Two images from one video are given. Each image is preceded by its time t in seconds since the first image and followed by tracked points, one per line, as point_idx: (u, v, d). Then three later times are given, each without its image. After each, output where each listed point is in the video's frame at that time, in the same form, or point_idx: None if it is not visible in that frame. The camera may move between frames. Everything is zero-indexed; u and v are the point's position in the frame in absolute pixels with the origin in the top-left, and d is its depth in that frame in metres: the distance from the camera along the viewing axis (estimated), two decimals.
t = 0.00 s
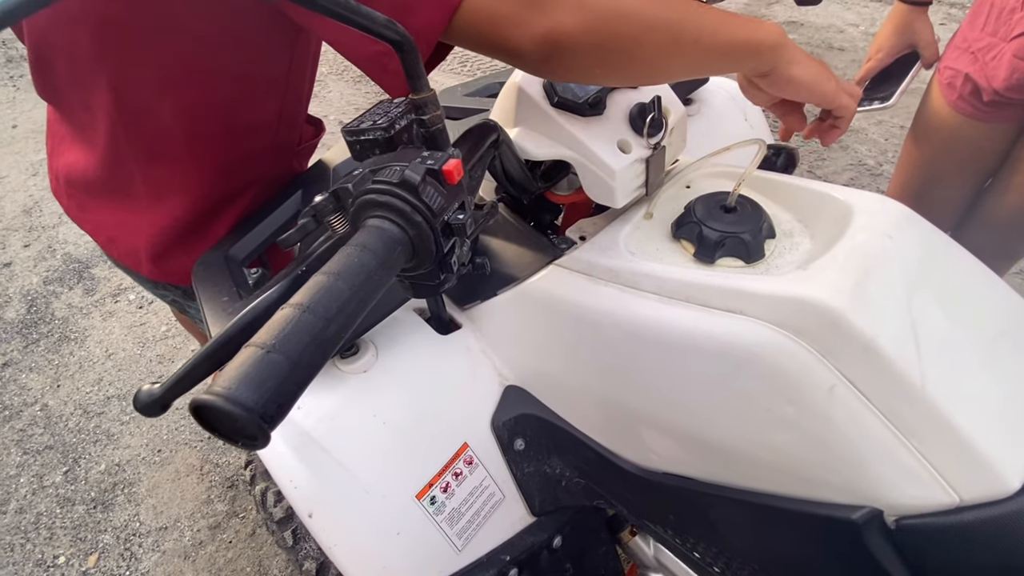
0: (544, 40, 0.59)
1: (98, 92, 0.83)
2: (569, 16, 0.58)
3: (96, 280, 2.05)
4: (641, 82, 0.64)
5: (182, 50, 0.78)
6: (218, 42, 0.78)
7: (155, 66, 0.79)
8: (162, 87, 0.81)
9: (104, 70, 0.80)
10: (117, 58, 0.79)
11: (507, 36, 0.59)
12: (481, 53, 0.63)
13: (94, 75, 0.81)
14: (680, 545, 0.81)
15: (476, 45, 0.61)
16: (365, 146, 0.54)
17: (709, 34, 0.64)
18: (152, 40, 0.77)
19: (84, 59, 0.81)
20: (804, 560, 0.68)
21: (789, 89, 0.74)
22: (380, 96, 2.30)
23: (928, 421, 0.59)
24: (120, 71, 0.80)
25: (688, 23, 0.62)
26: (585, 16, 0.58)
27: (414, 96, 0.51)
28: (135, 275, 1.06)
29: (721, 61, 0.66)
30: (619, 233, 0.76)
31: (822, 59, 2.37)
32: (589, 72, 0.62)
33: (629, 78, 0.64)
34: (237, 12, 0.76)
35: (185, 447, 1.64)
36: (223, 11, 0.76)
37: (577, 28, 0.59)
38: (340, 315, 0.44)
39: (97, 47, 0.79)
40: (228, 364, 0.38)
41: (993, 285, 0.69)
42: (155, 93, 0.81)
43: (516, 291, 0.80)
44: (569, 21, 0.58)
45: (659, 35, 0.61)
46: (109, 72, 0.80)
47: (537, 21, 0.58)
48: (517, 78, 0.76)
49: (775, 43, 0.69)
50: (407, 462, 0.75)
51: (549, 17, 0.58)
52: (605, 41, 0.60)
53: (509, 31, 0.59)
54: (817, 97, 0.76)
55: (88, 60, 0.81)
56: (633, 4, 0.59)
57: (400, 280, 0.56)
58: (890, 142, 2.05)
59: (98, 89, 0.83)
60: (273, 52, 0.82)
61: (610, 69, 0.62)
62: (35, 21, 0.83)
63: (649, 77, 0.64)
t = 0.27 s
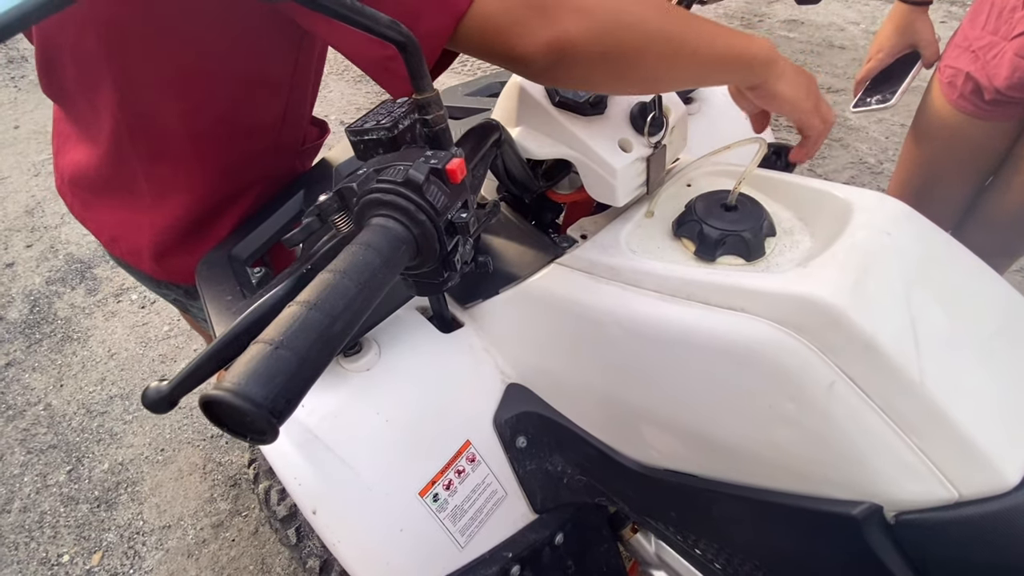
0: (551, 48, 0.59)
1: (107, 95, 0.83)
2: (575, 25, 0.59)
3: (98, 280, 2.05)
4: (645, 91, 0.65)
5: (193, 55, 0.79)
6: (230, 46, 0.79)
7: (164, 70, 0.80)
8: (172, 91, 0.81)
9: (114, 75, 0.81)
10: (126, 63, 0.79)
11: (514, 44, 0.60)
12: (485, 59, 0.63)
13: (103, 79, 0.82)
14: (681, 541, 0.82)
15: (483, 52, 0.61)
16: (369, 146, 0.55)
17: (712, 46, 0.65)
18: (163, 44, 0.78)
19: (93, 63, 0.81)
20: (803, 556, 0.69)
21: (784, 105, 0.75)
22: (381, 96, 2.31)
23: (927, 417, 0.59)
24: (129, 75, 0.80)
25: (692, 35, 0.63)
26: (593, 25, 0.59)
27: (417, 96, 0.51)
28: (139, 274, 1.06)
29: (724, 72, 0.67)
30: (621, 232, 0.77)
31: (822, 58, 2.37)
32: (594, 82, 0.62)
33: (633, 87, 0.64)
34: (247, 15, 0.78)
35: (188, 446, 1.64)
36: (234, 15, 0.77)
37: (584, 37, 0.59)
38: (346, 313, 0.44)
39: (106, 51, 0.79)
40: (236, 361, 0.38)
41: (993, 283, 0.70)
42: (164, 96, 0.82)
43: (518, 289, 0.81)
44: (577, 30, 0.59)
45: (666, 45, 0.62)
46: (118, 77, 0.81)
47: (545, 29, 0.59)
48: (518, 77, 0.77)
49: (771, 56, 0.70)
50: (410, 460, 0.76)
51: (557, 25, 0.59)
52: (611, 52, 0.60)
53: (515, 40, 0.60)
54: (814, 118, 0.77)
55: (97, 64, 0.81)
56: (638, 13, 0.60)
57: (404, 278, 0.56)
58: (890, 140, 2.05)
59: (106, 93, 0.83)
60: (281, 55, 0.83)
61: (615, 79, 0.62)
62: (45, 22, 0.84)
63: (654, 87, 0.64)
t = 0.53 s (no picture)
0: (597, 26, 0.62)
1: (131, 74, 0.84)
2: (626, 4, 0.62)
3: (100, 278, 2.06)
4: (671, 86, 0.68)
5: (219, 41, 0.80)
6: (256, 36, 0.80)
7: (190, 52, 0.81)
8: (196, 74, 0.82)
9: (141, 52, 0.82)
10: (154, 41, 0.81)
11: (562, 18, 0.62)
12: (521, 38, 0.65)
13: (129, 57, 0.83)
14: (680, 536, 0.82)
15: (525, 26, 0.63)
16: (370, 141, 0.55)
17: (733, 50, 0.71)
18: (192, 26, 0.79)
19: (120, 40, 0.82)
20: (801, 549, 0.69)
21: (776, 127, 0.81)
22: (382, 94, 2.31)
23: (925, 411, 0.60)
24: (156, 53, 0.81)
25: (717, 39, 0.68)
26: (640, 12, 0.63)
27: (419, 91, 0.52)
28: (140, 269, 1.06)
29: (741, 80, 0.72)
30: (620, 227, 0.77)
31: (823, 56, 2.37)
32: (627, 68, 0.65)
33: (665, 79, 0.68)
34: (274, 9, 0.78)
35: (190, 443, 1.65)
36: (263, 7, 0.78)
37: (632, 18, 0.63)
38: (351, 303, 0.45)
39: (132, 32, 0.81)
40: (241, 348, 0.39)
41: (991, 280, 0.70)
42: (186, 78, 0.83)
43: (518, 284, 0.81)
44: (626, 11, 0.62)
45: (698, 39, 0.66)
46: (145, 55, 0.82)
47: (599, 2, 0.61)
48: (519, 74, 0.77)
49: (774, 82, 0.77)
50: (412, 453, 0.76)
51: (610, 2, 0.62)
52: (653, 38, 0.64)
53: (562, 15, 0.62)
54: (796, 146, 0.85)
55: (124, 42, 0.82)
56: (679, 6, 0.65)
57: (404, 273, 0.57)
58: (890, 138, 2.06)
59: (131, 71, 0.84)
60: (306, 52, 0.84)
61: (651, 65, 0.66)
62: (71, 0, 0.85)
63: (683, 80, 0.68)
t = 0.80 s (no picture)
0: None
1: (134, 69, 0.87)
2: None
3: (102, 277, 2.06)
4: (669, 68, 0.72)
5: (226, 33, 0.84)
6: (258, 17, 0.83)
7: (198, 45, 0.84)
8: (202, 66, 0.86)
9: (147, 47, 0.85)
10: (163, 36, 0.84)
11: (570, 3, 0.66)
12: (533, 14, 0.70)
13: (133, 53, 0.85)
14: (685, 533, 0.82)
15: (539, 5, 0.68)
16: (378, 136, 0.55)
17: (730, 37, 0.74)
18: (200, 18, 0.83)
19: (124, 36, 0.85)
20: (806, 546, 0.70)
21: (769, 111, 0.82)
22: (384, 93, 2.31)
23: (931, 407, 0.60)
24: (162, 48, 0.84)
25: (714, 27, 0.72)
26: None
27: (427, 86, 0.52)
28: (140, 263, 1.04)
29: (734, 65, 0.75)
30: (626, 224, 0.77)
31: (825, 54, 2.37)
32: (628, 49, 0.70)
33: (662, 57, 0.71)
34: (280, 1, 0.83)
35: (193, 441, 1.65)
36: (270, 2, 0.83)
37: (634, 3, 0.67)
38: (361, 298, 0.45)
39: (135, 20, 0.83)
40: (254, 341, 0.39)
41: (997, 276, 0.70)
42: (193, 70, 0.86)
43: (523, 281, 0.81)
44: None
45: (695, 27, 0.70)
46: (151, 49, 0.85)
47: None
48: (525, 70, 0.77)
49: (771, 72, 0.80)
50: (417, 449, 0.76)
51: None
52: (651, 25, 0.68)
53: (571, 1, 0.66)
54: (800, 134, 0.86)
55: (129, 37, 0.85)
56: None
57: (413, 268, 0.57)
58: (892, 136, 2.06)
59: (135, 66, 0.86)
60: (307, 33, 0.87)
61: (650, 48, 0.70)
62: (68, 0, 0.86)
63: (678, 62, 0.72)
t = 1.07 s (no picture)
0: None
1: (101, 67, 0.85)
2: None
3: (104, 276, 2.06)
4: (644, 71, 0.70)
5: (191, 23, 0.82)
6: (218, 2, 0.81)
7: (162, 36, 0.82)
8: (167, 58, 0.83)
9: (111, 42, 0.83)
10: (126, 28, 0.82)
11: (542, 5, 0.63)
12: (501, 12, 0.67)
13: (97, 50, 0.84)
14: (685, 531, 0.83)
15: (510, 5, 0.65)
16: (376, 134, 0.55)
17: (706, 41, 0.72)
18: (162, 8, 0.81)
19: (88, 32, 0.83)
20: (806, 544, 0.70)
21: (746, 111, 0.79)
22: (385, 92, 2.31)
23: (931, 405, 0.60)
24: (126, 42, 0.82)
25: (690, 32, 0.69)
26: None
27: (426, 83, 0.52)
28: (129, 264, 1.04)
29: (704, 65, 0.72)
30: (626, 222, 0.77)
31: (826, 52, 2.37)
32: (604, 54, 0.66)
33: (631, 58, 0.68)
34: None
35: (194, 440, 1.65)
36: None
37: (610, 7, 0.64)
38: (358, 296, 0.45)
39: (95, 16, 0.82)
40: (251, 339, 0.39)
41: (998, 274, 0.70)
42: (159, 63, 0.83)
43: (522, 280, 0.81)
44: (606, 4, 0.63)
45: (674, 33, 0.68)
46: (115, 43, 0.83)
47: None
48: (524, 68, 0.77)
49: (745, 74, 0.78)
50: (417, 448, 0.76)
51: None
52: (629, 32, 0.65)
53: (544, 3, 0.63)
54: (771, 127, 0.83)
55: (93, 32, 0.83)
56: None
57: (412, 266, 0.57)
58: (894, 135, 2.05)
59: (103, 63, 0.85)
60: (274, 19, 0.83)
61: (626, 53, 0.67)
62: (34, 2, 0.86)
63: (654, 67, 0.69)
